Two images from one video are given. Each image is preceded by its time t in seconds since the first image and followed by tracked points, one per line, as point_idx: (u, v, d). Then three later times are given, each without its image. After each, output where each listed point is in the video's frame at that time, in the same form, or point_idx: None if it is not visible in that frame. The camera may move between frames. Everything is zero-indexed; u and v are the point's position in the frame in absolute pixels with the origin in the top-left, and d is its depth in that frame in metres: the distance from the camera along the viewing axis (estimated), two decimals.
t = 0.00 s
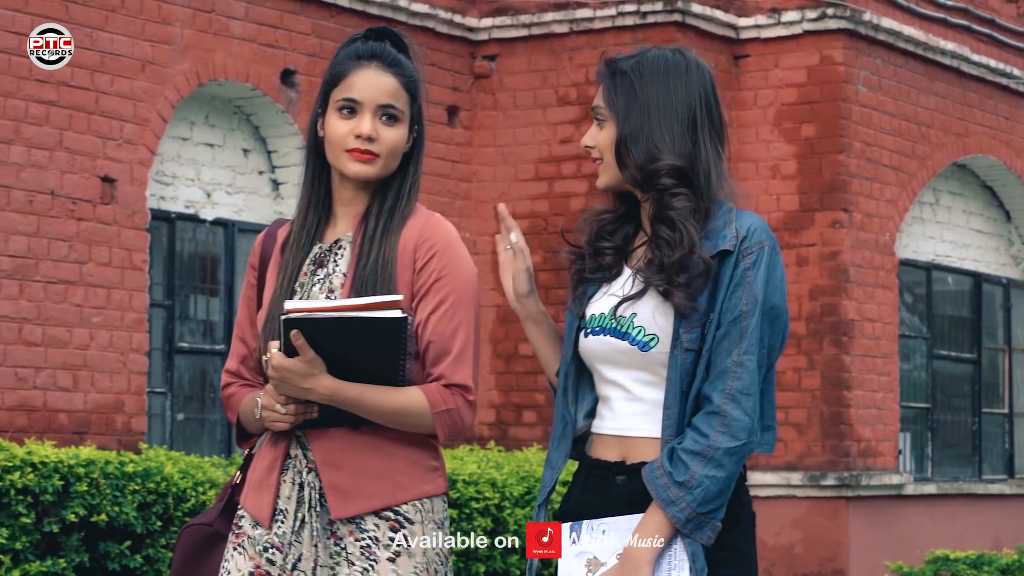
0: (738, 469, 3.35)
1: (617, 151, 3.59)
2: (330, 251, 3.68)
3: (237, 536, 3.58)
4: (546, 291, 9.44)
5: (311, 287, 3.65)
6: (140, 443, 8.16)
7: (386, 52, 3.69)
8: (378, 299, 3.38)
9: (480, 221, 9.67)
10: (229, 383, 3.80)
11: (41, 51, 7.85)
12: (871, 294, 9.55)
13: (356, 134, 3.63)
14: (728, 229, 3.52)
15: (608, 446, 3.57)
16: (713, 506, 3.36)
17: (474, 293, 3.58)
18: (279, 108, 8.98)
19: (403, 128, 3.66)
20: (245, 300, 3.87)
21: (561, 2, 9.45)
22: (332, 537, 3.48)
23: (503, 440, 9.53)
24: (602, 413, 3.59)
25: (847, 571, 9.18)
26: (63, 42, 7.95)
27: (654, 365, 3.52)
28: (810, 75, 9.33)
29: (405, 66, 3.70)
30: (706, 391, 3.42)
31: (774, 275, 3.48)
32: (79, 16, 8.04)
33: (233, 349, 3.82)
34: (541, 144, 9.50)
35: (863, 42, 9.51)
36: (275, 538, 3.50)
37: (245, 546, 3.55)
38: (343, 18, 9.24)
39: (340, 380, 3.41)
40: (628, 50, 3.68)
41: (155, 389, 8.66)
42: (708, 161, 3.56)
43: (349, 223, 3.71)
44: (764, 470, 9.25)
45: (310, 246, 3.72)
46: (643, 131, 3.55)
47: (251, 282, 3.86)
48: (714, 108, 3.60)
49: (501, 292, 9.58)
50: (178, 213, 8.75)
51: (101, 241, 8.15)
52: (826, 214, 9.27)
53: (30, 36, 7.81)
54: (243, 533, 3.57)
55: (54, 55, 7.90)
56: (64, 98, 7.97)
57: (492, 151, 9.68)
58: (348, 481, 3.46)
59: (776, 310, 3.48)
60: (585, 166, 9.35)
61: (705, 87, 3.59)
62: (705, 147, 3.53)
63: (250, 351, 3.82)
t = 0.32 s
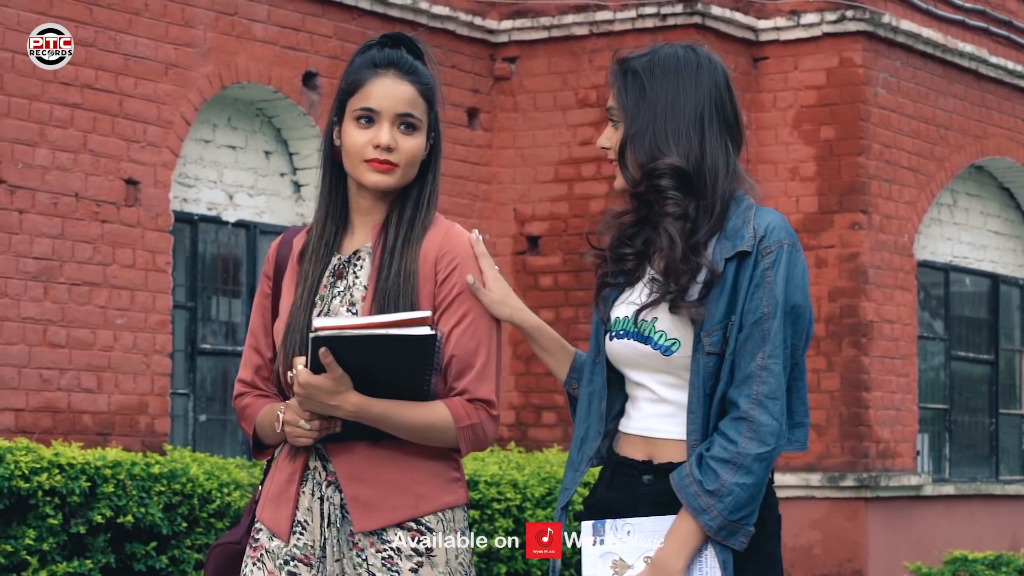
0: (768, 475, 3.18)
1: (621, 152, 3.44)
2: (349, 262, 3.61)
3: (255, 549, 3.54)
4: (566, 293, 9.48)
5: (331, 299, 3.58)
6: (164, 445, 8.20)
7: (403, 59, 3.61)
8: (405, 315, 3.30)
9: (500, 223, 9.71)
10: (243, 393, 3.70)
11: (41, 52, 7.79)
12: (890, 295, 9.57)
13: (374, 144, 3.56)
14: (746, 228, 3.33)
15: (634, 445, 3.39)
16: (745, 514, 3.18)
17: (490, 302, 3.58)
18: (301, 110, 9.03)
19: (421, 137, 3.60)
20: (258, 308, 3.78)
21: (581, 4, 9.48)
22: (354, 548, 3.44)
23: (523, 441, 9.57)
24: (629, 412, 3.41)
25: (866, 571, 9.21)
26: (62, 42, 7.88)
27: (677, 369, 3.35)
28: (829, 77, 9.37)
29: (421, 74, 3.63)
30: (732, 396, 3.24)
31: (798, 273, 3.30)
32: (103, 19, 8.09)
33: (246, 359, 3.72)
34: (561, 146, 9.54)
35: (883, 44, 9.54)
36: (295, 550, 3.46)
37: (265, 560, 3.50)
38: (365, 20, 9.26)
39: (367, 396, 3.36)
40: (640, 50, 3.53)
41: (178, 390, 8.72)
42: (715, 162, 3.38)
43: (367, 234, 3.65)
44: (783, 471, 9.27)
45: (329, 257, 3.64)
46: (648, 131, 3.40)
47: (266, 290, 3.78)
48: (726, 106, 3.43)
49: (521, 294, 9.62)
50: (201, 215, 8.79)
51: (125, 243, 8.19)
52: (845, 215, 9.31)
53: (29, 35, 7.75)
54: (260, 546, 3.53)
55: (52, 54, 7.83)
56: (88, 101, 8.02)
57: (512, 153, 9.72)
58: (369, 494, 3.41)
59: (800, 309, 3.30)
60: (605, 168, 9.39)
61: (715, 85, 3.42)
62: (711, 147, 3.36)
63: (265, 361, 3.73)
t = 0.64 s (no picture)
0: (791, 483, 3.11)
1: (632, 158, 3.35)
2: (355, 271, 3.53)
3: (258, 560, 3.45)
4: (581, 293, 9.49)
5: (337, 308, 3.49)
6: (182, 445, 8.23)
7: (411, 67, 3.53)
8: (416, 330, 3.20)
9: (514, 223, 9.75)
10: (246, 404, 3.61)
11: (41, 51, 7.75)
12: (904, 296, 9.59)
13: (383, 153, 3.48)
14: (765, 234, 3.24)
15: (653, 452, 3.31)
16: (768, 523, 3.11)
17: (504, 309, 3.46)
18: (317, 112, 9.07)
19: (429, 146, 3.52)
20: (260, 319, 3.68)
21: (596, 6, 9.50)
22: (364, 560, 3.37)
23: (538, 442, 9.60)
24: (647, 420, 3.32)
25: (881, 572, 9.23)
26: (63, 42, 7.84)
27: (698, 377, 3.25)
28: (844, 78, 9.40)
29: (430, 82, 3.55)
30: (753, 404, 3.16)
31: (818, 278, 3.22)
32: (121, 21, 8.12)
33: (249, 370, 3.62)
34: (576, 147, 9.56)
35: (898, 45, 9.57)
36: (305, 562, 3.38)
37: (269, 571, 3.41)
38: (380, 22, 9.26)
39: (378, 410, 3.27)
40: (655, 53, 3.45)
41: (195, 391, 8.77)
42: (729, 169, 3.29)
43: (373, 243, 3.56)
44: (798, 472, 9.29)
45: (335, 266, 3.55)
46: (659, 138, 3.31)
47: (269, 301, 3.69)
48: (741, 112, 3.35)
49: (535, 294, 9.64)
50: (218, 216, 8.82)
51: (143, 245, 8.22)
52: (860, 216, 9.34)
53: (28, 35, 7.70)
54: (264, 557, 3.44)
55: (51, 54, 7.78)
56: (106, 102, 8.05)
57: (526, 154, 9.76)
58: (378, 504, 3.33)
59: (822, 315, 3.22)
60: (620, 169, 9.41)
61: (730, 91, 3.34)
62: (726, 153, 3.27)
63: (268, 371, 3.64)
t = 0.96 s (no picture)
0: (808, 492, 3.12)
1: (653, 166, 3.37)
2: (355, 271, 3.55)
3: (252, 556, 3.46)
4: (595, 294, 9.51)
5: (337, 308, 3.51)
6: (199, 446, 8.26)
7: (414, 65, 3.55)
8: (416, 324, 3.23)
9: (529, 224, 9.79)
10: (243, 409, 3.63)
11: (42, 52, 7.71)
12: (918, 297, 9.62)
13: (386, 152, 3.49)
14: (782, 240, 3.25)
15: (664, 461, 3.32)
16: (784, 531, 3.12)
17: (505, 310, 3.49)
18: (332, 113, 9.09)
19: (431, 144, 3.54)
20: (257, 322, 3.70)
21: (610, 7, 9.51)
22: (364, 566, 3.40)
23: (552, 442, 9.64)
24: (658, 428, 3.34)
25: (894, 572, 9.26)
26: (63, 43, 7.80)
27: (712, 384, 3.27)
28: (857, 79, 9.41)
29: (432, 81, 3.57)
30: (769, 411, 3.17)
31: (835, 286, 3.23)
32: (138, 23, 8.15)
33: (247, 374, 3.65)
34: (590, 148, 9.58)
35: (911, 46, 9.58)
36: (306, 563, 3.40)
37: (265, 569, 3.43)
38: (395, 23, 9.26)
39: (379, 408, 3.30)
40: (668, 57, 3.45)
41: (212, 392, 8.85)
42: (747, 175, 3.30)
43: (373, 242, 3.58)
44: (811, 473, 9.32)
45: (334, 266, 3.58)
46: (677, 145, 3.32)
47: (266, 303, 3.70)
48: (758, 116, 3.35)
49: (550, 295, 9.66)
50: (234, 217, 8.85)
51: (160, 246, 8.25)
52: (874, 217, 9.36)
53: (28, 35, 7.66)
54: (259, 554, 3.45)
55: (51, 54, 7.74)
56: (123, 104, 8.09)
57: (541, 155, 9.79)
58: (378, 509, 3.35)
59: (838, 322, 3.22)
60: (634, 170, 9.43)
61: (747, 95, 3.34)
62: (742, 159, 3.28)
63: (264, 374, 3.66)
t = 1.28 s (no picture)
0: (819, 499, 3.13)
1: (667, 168, 3.40)
2: (355, 260, 3.57)
3: (248, 551, 3.47)
4: (608, 295, 9.53)
5: (336, 296, 3.53)
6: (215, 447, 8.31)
7: (419, 58, 3.56)
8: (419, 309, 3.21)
9: (542, 226, 9.85)
10: (240, 397, 3.63)
11: (42, 51, 7.69)
12: (930, 298, 9.66)
13: (394, 145, 3.51)
14: (796, 245, 3.27)
15: (672, 469, 3.36)
16: (795, 539, 3.14)
17: (506, 300, 3.48)
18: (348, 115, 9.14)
19: (437, 137, 3.56)
20: (254, 310, 3.71)
21: (623, 9, 9.54)
22: (359, 560, 3.39)
23: (566, 443, 9.68)
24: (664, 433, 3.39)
25: (908, 572, 9.29)
26: (64, 42, 7.78)
27: (722, 389, 3.30)
28: (870, 80, 9.45)
29: (437, 73, 3.59)
30: (781, 417, 3.18)
31: (847, 292, 3.24)
32: (156, 26, 8.20)
33: (243, 364, 3.66)
34: (603, 150, 9.62)
35: (923, 48, 9.62)
36: (296, 556, 3.39)
37: (259, 564, 3.44)
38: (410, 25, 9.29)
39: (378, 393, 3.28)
40: (680, 57, 3.47)
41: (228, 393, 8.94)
42: (762, 177, 3.33)
43: (374, 232, 3.61)
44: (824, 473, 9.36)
45: (334, 257, 3.60)
46: (691, 146, 3.35)
47: (264, 293, 3.72)
48: (771, 118, 3.38)
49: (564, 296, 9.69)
50: (250, 219, 8.91)
51: (177, 248, 8.30)
52: (886, 218, 9.41)
53: (28, 35, 7.63)
54: (254, 548, 3.46)
55: (51, 54, 7.72)
56: (141, 107, 8.13)
57: (554, 156, 9.85)
58: (373, 498, 3.35)
59: (849, 328, 3.24)
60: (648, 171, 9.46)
61: (760, 96, 3.36)
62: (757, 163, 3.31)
63: (262, 364, 3.67)
